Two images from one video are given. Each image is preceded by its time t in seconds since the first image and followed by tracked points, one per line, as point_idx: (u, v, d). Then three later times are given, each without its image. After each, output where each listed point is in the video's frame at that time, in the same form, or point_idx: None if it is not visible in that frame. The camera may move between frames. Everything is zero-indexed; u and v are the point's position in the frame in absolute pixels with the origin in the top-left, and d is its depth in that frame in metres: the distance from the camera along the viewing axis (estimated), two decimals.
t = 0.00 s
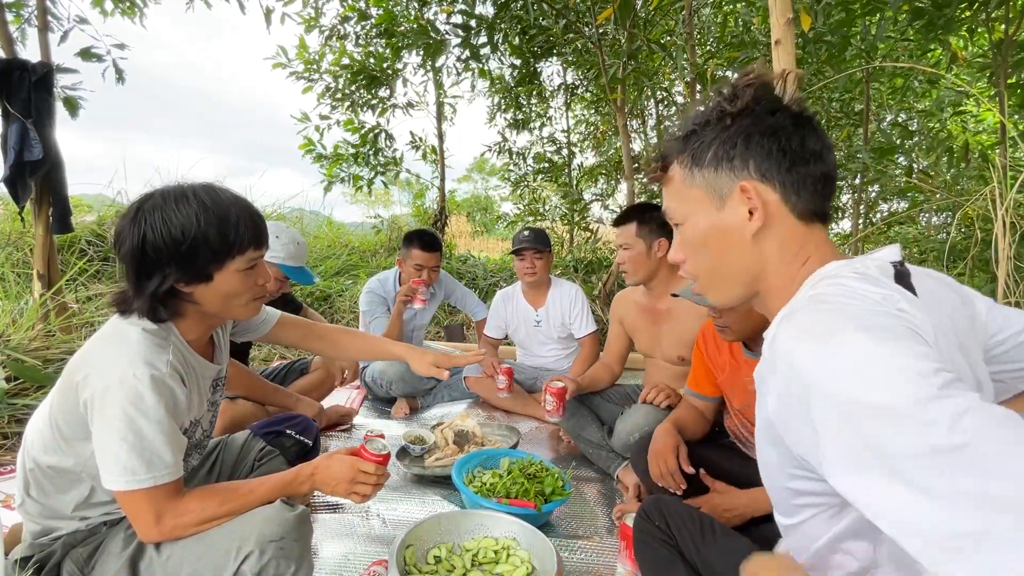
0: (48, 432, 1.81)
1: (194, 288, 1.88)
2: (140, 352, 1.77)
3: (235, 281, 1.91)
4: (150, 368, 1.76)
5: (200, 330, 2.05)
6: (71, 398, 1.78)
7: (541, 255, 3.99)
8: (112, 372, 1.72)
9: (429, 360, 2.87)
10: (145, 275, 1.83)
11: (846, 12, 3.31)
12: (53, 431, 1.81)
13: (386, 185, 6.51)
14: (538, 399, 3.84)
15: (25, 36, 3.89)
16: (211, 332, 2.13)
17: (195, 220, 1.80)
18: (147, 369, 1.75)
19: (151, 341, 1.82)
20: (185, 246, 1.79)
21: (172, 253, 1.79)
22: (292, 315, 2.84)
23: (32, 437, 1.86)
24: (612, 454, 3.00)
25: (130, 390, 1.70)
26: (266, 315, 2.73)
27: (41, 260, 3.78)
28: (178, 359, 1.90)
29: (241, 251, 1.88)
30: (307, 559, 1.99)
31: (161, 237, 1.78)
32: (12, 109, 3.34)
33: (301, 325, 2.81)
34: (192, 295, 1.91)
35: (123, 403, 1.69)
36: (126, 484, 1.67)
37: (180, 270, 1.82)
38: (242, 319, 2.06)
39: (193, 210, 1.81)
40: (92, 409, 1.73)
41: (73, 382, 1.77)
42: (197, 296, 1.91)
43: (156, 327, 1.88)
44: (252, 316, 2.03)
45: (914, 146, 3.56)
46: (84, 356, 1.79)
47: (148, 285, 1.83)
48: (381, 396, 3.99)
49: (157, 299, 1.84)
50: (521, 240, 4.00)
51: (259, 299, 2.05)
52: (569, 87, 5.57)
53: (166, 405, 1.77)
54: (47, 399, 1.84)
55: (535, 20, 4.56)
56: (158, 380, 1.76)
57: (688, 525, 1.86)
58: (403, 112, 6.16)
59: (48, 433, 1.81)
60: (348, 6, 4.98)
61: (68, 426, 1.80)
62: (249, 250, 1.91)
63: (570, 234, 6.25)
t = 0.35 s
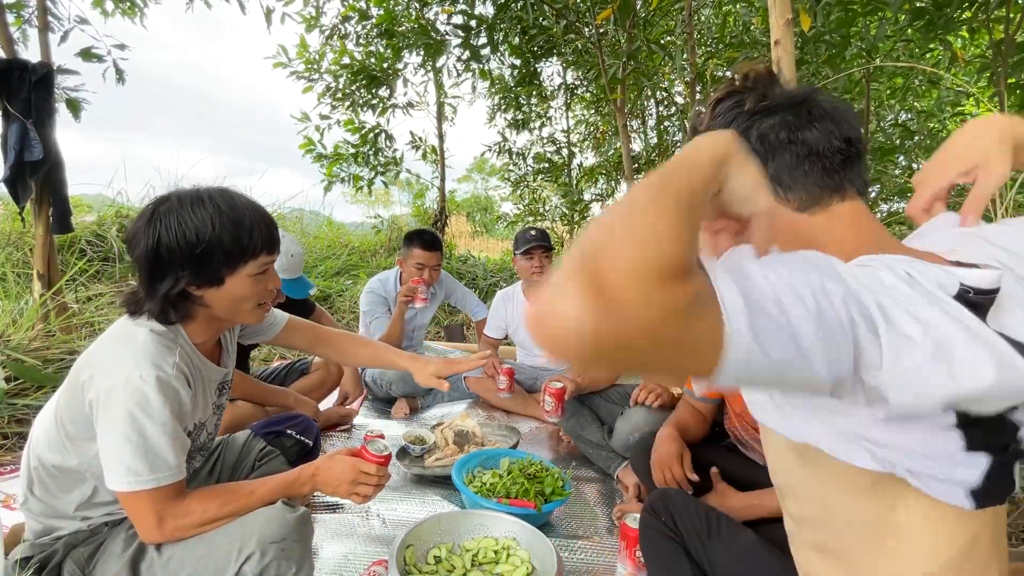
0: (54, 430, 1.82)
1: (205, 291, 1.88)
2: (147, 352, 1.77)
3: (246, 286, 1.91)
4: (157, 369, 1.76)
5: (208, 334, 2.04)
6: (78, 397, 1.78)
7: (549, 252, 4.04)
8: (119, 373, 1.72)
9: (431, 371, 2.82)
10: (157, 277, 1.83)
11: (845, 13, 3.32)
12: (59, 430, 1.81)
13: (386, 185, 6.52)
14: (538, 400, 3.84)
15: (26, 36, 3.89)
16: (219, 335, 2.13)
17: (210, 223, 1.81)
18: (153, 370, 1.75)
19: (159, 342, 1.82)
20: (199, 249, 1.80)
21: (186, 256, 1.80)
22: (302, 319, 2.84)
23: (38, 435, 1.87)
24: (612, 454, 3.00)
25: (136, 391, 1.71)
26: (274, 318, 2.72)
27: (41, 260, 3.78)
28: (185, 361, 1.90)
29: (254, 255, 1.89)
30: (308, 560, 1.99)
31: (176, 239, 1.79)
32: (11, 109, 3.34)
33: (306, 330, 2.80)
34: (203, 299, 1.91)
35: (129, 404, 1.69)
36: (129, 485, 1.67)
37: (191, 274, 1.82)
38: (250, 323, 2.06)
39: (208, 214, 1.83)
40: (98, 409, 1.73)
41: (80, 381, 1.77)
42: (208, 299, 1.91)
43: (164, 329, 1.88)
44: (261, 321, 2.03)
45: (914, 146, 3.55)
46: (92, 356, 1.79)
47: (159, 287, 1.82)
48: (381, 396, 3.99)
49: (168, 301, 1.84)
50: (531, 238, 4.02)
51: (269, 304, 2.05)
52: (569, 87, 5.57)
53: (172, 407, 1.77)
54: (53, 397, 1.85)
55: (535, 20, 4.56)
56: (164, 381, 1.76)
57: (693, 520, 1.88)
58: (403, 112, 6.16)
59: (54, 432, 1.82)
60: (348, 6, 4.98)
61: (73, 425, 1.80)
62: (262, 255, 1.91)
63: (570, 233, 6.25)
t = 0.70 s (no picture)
0: (63, 428, 1.83)
1: (218, 294, 1.88)
2: (159, 352, 1.77)
3: (258, 289, 1.91)
4: (168, 368, 1.76)
5: (220, 335, 2.04)
6: (89, 395, 1.79)
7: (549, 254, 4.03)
8: (129, 371, 1.73)
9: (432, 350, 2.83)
10: (171, 281, 1.84)
11: (845, 13, 3.32)
12: (69, 427, 1.82)
13: (386, 185, 6.52)
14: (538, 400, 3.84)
15: (25, 36, 3.89)
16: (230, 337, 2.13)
17: (222, 226, 1.80)
18: (165, 370, 1.75)
19: (171, 342, 1.83)
20: (211, 253, 1.79)
21: (198, 259, 1.79)
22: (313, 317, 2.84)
23: (47, 431, 1.87)
24: (612, 454, 3.00)
25: (146, 390, 1.71)
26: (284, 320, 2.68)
27: (41, 261, 3.79)
28: (196, 361, 1.90)
29: (265, 259, 1.88)
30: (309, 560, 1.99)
31: (188, 243, 1.79)
32: (11, 109, 3.34)
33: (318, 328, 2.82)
34: (216, 302, 1.91)
35: (138, 404, 1.69)
36: (137, 484, 1.67)
37: (205, 279, 1.82)
38: (262, 325, 2.06)
39: (220, 218, 1.81)
40: (108, 407, 1.73)
41: (92, 379, 1.78)
42: (220, 302, 1.91)
43: (178, 330, 1.88)
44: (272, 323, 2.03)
45: (914, 146, 3.56)
46: (104, 354, 1.80)
47: (174, 291, 1.83)
48: (381, 396, 3.99)
49: (182, 304, 1.85)
50: (532, 239, 4.00)
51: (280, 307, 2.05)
52: (569, 87, 5.57)
53: (182, 407, 1.77)
54: (65, 394, 1.85)
55: (535, 20, 4.57)
56: (175, 381, 1.76)
57: (692, 523, 1.86)
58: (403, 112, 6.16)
59: (63, 429, 1.83)
60: (348, 6, 4.98)
61: (83, 422, 1.81)
62: (274, 258, 1.90)
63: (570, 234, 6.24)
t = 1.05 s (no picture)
0: (73, 425, 1.82)
1: (234, 298, 1.88)
2: (173, 351, 1.78)
3: (273, 294, 1.91)
4: (182, 368, 1.77)
5: (232, 338, 2.04)
6: (100, 392, 1.79)
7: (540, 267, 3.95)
8: (142, 369, 1.73)
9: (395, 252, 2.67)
10: (188, 284, 1.83)
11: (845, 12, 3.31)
12: (79, 423, 1.82)
13: (386, 185, 6.51)
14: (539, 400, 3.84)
15: (25, 36, 3.89)
16: (241, 340, 2.12)
17: (243, 232, 1.81)
18: (178, 369, 1.76)
19: (186, 341, 1.83)
20: (230, 258, 1.79)
21: (217, 264, 1.79)
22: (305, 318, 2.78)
23: (56, 427, 1.87)
24: (612, 454, 3.00)
25: (159, 389, 1.72)
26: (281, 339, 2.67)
27: (41, 261, 3.79)
28: (208, 362, 1.90)
29: (282, 265, 1.89)
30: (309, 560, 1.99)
31: (208, 247, 1.78)
32: (12, 109, 3.34)
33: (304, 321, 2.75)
34: (232, 305, 1.91)
35: (151, 402, 1.70)
36: (145, 483, 1.67)
37: (224, 283, 1.82)
38: (275, 328, 2.05)
39: (242, 223, 1.81)
40: (120, 404, 1.74)
41: (105, 375, 1.78)
42: (235, 305, 1.91)
43: (192, 331, 1.88)
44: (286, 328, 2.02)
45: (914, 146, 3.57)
46: (118, 352, 1.80)
47: (192, 293, 1.82)
48: (381, 396, 3.99)
49: (198, 307, 1.85)
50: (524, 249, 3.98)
51: (294, 312, 2.05)
52: (569, 87, 5.57)
53: (193, 408, 1.78)
54: (76, 390, 1.85)
55: (535, 20, 4.57)
56: (188, 380, 1.77)
57: (689, 527, 1.86)
58: (403, 112, 6.15)
59: (72, 426, 1.82)
60: (348, 5, 4.97)
61: (93, 420, 1.81)
62: (290, 265, 1.91)
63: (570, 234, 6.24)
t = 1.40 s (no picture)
0: (83, 421, 1.83)
1: (249, 305, 1.88)
2: (185, 349, 1.78)
3: (287, 305, 1.91)
4: (193, 367, 1.76)
5: (243, 342, 2.04)
6: (111, 388, 1.80)
7: (535, 267, 3.95)
8: (154, 367, 1.73)
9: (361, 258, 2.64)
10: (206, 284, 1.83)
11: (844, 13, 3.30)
12: (89, 420, 1.82)
13: (386, 185, 6.51)
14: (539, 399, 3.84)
15: (25, 36, 3.89)
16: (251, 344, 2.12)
17: (274, 243, 1.81)
18: (189, 368, 1.76)
19: (198, 341, 1.83)
20: (256, 268, 1.79)
21: (241, 271, 1.79)
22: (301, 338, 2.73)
23: (67, 423, 1.88)
24: (612, 454, 3.00)
25: (168, 387, 1.72)
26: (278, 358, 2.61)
27: (41, 261, 3.78)
28: (220, 363, 1.90)
29: (302, 279, 1.89)
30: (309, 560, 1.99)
31: (236, 254, 1.78)
32: (11, 109, 3.34)
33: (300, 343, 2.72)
34: (245, 311, 1.91)
35: (161, 400, 1.70)
36: (150, 480, 1.67)
37: (242, 289, 1.82)
38: (284, 336, 2.05)
39: (273, 235, 1.82)
40: (130, 401, 1.74)
41: (117, 372, 1.78)
42: (248, 311, 1.91)
43: (205, 332, 1.88)
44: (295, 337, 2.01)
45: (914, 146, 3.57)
46: (133, 348, 1.81)
47: (209, 293, 1.82)
48: (381, 396, 3.99)
49: (212, 309, 1.85)
50: (518, 250, 3.95)
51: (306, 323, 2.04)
52: (569, 87, 5.58)
53: (201, 407, 1.77)
54: (88, 386, 1.86)
55: (534, 20, 4.58)
56: (198, 380, 1.77)
57: (680, 524, 1.87)
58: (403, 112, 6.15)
59: (82, 422, 1.83)
60: (348, 6, 4.97)
61: (103, 417, 1.81)
62: (309, 280, 1.91)
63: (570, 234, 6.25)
